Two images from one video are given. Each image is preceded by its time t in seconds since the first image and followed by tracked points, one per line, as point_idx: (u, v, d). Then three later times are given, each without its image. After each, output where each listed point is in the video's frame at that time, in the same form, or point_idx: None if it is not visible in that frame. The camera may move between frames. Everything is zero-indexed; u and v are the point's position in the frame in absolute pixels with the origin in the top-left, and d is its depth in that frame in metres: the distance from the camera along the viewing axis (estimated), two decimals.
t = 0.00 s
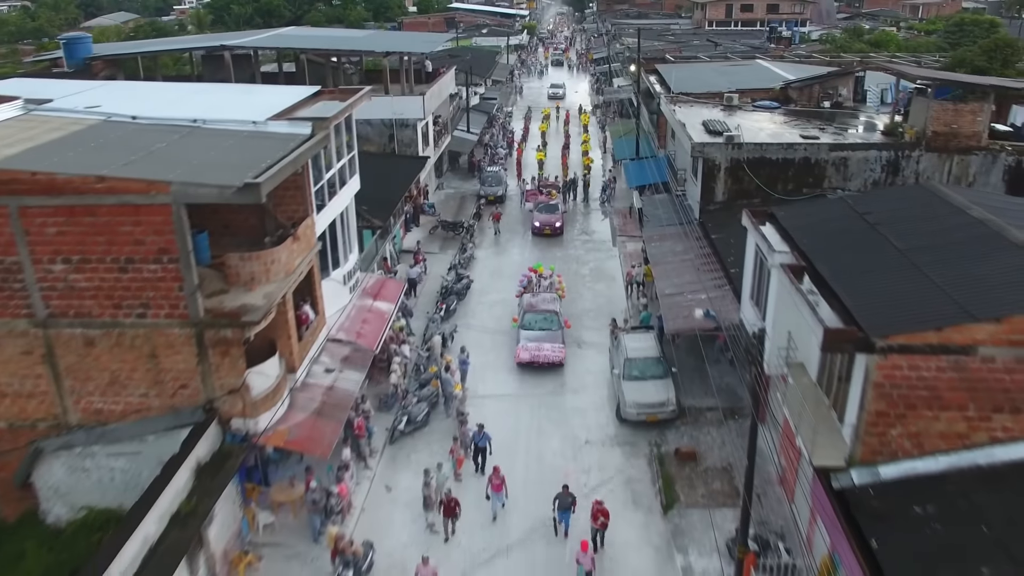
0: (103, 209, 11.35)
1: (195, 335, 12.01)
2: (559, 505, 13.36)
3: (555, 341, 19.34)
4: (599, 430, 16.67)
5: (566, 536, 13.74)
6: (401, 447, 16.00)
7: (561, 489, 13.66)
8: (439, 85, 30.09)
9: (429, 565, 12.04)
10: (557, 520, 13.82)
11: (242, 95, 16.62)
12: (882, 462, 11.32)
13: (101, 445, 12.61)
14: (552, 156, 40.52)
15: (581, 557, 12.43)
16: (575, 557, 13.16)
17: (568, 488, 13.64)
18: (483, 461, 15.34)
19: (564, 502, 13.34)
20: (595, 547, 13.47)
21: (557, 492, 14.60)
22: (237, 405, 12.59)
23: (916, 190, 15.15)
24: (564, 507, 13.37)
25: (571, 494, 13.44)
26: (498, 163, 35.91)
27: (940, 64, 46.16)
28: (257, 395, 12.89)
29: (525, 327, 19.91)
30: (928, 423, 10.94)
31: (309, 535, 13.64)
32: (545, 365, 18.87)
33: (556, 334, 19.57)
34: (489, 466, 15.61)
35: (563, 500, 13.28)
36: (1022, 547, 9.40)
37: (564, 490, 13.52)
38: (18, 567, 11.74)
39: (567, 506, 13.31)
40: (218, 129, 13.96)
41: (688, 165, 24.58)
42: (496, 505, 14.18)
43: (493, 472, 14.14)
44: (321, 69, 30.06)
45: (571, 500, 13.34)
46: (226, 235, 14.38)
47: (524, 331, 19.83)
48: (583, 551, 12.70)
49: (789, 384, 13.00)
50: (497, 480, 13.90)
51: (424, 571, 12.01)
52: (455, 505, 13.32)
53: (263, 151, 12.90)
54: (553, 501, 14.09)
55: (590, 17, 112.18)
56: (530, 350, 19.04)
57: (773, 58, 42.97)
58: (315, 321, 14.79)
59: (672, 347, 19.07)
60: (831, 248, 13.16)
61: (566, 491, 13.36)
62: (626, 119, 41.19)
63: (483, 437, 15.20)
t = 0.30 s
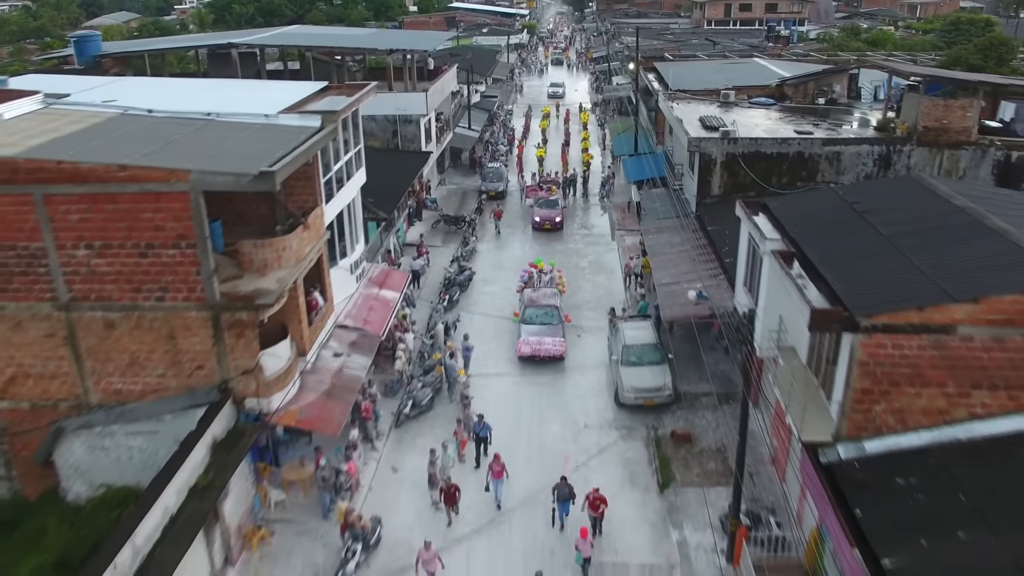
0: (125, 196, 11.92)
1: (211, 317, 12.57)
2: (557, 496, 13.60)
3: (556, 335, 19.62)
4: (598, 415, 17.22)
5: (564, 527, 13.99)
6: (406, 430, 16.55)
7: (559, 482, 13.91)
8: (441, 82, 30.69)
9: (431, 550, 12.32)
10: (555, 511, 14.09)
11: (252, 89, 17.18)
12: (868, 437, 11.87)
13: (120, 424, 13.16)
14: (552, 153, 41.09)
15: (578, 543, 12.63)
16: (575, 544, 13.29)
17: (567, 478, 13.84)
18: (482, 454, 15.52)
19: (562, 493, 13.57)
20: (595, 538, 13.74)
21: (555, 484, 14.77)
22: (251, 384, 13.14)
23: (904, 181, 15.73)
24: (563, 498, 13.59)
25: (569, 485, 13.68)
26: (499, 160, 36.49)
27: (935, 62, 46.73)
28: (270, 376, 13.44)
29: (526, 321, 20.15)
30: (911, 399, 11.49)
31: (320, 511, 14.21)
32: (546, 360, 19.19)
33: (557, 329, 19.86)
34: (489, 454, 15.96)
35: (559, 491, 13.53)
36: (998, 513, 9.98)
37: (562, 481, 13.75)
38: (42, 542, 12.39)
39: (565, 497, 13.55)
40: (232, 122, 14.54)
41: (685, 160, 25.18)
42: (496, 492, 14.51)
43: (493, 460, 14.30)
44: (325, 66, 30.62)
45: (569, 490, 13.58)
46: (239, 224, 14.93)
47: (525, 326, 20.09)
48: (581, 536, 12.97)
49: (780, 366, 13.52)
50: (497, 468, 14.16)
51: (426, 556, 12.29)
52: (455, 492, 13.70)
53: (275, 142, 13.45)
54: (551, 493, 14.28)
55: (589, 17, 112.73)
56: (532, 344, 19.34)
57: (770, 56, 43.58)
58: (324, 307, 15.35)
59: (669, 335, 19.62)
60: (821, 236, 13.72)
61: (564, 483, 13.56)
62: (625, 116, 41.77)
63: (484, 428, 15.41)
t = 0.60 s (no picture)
0: (144, 185, 12.49)
1: (225, 302, 13.13)
2: (555, 489, 13.76)
3: (556, 330, 19.89)
4: (596, 400, 17.77)
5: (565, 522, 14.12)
6: (411, 415, 17.10)
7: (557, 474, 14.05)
8: (443, 80, 31.30)
9: (431, 534, 12.51)
10: (554, 506, 14.19)
11: (261, 85, 17.74)
12: (853, 416, 12.39)
13: (137, 406, 13.71)
14: (552, 150, 41.64)
15: (576, 526, 12.92)
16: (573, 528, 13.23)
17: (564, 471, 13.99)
18: (485, 440, 15.96)
19: (561, 484, 13.73)
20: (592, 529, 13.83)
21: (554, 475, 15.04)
22: (263, 366, 13.69)
23: (892, 173, 16.28)
24: (562, 490, 13.76)
25: (567, 477, 13.84)
26: (500, 157, 37.08)
27: (931, 60, 47.32)
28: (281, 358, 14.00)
29: (526, 316, 20.41)
30: (894, 378, 12.06)
31: (328, 490, 14.73)
32: (547, 354, 19.41)
33: (558, 324, 20.14)
34: (489, 441, 16.37)
35: (557, 482, 13.69)
36: (973, 484, 10.55)
37: (559, 474, 13.93)
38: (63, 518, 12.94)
39: (563, 489, 13.70)
40: (244, 115, 15.11)
41: (682, 156, 25.79)
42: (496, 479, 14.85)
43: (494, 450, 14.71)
44: (329, 64, 31.18)
45: (567, 482, 13.74)
46: (250, 214, 15.49)
47: (525, 321, 20.34)
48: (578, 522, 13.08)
49: (771, 350, 14.10)
50: (500, 455, 14.54)
51: (426, 541, 12.46)
52: (455, 479, 13.99)
53: (286, 135, 14.02)
54: (550, 488, 14.40)
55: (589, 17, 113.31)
56: (532, 338, 19.57)
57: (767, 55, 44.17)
58: (332, 295, 15.91)
59: (665, 324, 20.19)
60: (810, 225, 14.28)
61: (562, 474, 13.74)
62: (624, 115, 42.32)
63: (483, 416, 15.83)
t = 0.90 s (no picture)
0: (161, 175, 13.07)
1: (238, 287, 13.70)
2: (553, 480, 14.11)
3: (556, 325, 20.15)
4: (595, 387, 18.33)
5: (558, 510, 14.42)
6: (415, 400, 17.66)
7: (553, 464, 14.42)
8: (445, 77, 31.91)
9: (431, 521, 12.95)
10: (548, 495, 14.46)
11: (269, 81, 18.32)
12: (839, 396, 12.93)
13: (152, 388, 14.28)
14: (552, 148, 42.24)
15: (570, 514, 13.32)
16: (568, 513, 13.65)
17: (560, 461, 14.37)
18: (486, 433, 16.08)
19: (557, 475, 14.11)
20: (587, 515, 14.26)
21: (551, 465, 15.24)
22: (274, 350, 14.27)
23: (880, 166, 16.86)
24: (557, 481, 14.13)
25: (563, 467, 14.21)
26: (501, 154, 37.69)
27: (927, 59, 47.93)
28: (291, 342, 14.58)
29: (527, 311, 20.61)
30: (878, 359, 12.59)
31: (336, 470, 15.29)
32: (547, 349, 19.71)
33: (558, 319, 20.38)
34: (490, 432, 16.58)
35: (554, 473, 14.06)
36: (951, 459, 11.15)
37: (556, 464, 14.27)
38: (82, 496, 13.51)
39: (560, 479, 14.08)
40: (254, 109, 15.70)
41: (679, 151, 26.41)
42: (498, 470, 15.10)
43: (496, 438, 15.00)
44: (333, 62, 31.72)
45: (564, 473, 14.12)
46: (260, 204, 16.06)
47: (526, 316, 20.54)
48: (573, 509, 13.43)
49: (762, 335, 14.66)
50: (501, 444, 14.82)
51: (426, 527, 12.91)
52: (455, 466, 14.43)
53: (295, 128, 14.59)
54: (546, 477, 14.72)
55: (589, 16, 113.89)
56: (533, 333, 19.83)
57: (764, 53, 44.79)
58: (339, 283, 16.49)
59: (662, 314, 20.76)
60: (799, 214, 14.86)
61: (558, 465, 14.12)
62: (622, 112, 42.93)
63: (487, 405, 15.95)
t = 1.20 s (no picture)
0: (176, 165, 13.64)
1: (250, 274, 14.28)
2: (550, 470, 14.32)
3: (556, 320, 20.48)
4: (593, 374, 18.89)
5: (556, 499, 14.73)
6: (419, 386, 18.22)
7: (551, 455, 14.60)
8: (446, 75, 32.53)
9: (431, 504, 13.28)
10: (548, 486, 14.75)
11: (277, 77, 18.90)
12: (827, 377, 13.47)
13: (166, 371, 14.85)
14: (551, 145, 42.84)
15: (566, 499, 13.61)
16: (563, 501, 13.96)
17: (558, 451, 14.55)
18: (488, 420, 16.64)
19: (555, 465, 14.30)
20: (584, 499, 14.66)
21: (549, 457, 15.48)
22: (284, 334, 14.85)
23: (868, 160, 17.45)
24: (555, 471, 14.32)
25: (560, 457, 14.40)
26: (501, 151, 38.29)
27: (922, 57, 48.55)
28: (300, 327, 15.15)
29: (528, 306, 20.98)
30: (864, 342, 13.15)
31: (343, 452, 15.84)
32: (547, 343, 20.04)
33: (558, 314, 20.72)
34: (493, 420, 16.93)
35: (552, 464, 14.24)
36: (932, 435, 11.74)
37: (554, 454, 14.46)
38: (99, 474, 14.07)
39: (557, 470, 14.26)
40: (264, 104, 16.28)
41: (676, 147, 26.99)
42: (501, 457, 15.48)
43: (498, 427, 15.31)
44: (336, 60, 32.27)
45: (561, 463, 14.29)
46: (269, 196, 16.62)
47: (526, 310, 20.89)
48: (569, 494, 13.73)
49: (754, 321, 15.20)
50: (501, 433, 15.19)
51: (427, 511, 13.24)
52: (453, 455, 14.68)
53: (304, 121, 15.18)
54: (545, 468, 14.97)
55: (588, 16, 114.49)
56: (533, 327, 20.16)
57: (761, 52, 45.41)
58: (346, 272, 17.06)
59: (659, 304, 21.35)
60: (789, 205, 15.44)
61: (555, 456, 14.28)
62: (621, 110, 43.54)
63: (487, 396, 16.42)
